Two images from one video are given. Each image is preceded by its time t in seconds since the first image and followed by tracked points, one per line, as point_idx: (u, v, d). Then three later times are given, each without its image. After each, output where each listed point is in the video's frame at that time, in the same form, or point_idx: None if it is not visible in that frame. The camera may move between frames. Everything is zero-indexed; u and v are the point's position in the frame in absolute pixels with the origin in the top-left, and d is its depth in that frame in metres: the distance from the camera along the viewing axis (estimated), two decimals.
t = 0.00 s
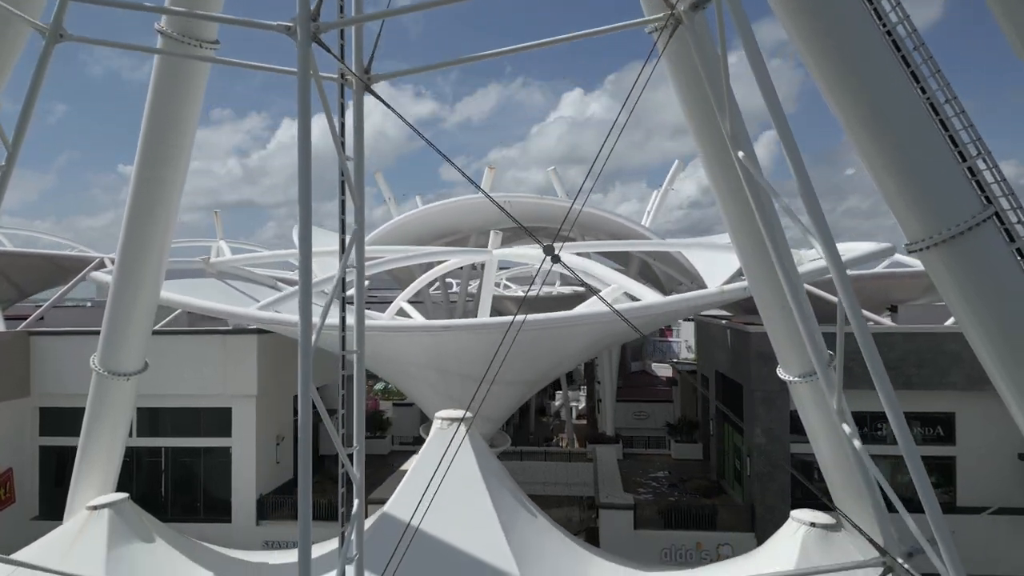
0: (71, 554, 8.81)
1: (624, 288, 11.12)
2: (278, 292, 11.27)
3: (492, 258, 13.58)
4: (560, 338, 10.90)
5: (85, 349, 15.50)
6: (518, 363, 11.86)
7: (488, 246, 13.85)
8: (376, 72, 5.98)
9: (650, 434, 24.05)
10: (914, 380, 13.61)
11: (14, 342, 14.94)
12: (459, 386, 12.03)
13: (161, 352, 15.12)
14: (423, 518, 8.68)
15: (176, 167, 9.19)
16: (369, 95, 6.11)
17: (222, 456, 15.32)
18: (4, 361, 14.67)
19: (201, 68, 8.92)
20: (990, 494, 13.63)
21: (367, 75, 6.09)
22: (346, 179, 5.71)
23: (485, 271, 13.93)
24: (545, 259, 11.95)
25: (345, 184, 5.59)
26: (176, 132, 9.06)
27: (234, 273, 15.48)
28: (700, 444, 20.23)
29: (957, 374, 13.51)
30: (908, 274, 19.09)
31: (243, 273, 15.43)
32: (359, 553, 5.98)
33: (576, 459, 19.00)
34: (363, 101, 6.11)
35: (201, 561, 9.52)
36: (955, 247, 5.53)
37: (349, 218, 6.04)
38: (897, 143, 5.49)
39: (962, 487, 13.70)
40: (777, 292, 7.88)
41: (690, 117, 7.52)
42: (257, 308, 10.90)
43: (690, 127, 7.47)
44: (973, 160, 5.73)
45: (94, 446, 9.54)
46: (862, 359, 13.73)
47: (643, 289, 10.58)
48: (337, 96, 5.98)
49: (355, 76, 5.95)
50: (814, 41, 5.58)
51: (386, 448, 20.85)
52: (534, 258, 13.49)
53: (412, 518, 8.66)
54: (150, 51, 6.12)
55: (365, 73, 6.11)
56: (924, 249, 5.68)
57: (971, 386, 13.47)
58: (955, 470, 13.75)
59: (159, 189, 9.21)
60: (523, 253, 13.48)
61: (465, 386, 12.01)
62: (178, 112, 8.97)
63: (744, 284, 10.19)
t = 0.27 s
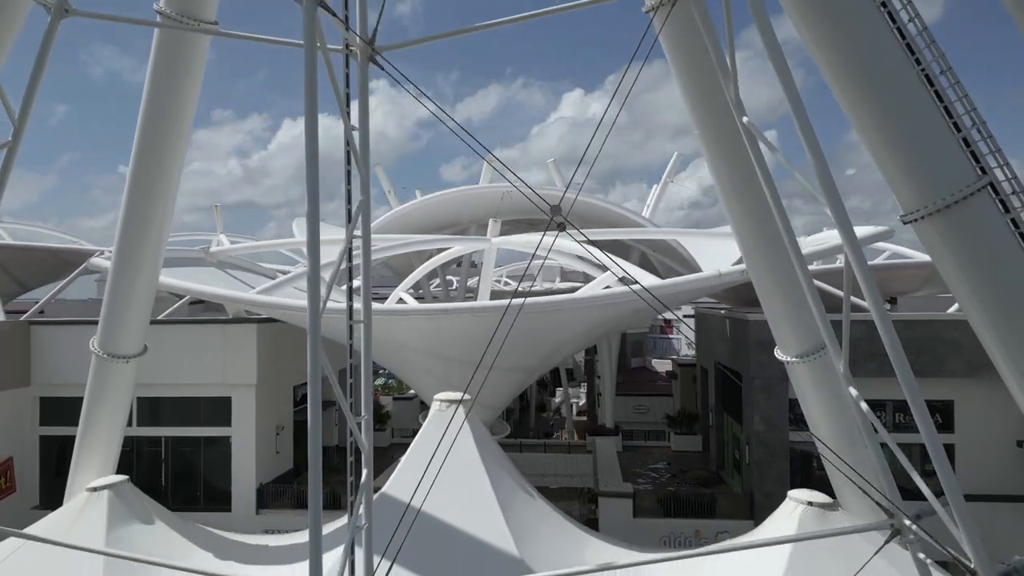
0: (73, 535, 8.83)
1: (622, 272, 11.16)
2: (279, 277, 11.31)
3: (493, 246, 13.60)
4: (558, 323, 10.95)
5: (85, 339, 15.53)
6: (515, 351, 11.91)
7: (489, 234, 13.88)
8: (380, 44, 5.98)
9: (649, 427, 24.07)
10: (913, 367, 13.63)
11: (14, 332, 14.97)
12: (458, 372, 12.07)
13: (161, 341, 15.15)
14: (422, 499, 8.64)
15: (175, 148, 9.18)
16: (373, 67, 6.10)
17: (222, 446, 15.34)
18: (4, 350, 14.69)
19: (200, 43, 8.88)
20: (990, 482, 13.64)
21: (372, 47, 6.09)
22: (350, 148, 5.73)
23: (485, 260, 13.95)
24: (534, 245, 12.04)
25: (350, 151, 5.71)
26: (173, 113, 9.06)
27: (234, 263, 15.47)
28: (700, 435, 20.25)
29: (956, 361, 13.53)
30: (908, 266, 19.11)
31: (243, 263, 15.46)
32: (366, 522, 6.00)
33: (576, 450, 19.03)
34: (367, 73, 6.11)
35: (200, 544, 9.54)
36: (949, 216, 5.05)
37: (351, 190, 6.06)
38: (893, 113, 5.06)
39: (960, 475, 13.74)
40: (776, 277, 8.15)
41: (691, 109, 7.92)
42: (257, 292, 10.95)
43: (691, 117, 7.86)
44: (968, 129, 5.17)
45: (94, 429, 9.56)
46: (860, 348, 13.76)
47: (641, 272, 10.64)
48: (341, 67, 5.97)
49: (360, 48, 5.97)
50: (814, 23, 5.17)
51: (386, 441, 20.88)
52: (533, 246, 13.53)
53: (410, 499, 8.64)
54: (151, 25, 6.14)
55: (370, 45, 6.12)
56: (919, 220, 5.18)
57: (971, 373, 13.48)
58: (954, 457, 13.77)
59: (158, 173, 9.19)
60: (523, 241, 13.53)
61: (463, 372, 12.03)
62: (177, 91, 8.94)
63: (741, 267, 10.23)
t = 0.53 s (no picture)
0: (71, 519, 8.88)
1: (619, 257, 11.22)
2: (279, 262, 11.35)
3: (491, 234, 13.62)
4: (556, 307, 11.00)
5: (85, 330, 15.58)
6: (513, 337, 11.97)
7: (487, 222, 13.91)
8: (382, 15, 5.99)
9: (649, 420, 24.07)
10: (910, 355, 13.65)
11: (15, 322, 15.02)
12: (456, 358, 12.11)
13: (162, 330, 15.21)
14: (420, 478, 8.64)
15: (173, 131, 9.14)
16: (375, 40, 6.11)
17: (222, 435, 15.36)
18: (4, 340, 14.74)
19: (200, 17, 8.63)
20: (987, 468, 13.67)
21: (374, 19, 6.10)
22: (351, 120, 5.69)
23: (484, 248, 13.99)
24: (523, 232, 12.15)
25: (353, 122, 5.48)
26: (172, 93, 8.92)
27: (234, 253, 15.50)
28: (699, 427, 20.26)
29: (954, 348, 13.54)
30: (906, 256, 19.13)
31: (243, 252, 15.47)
32: (374, 489, 5.99)
33: (575, 442, 19.03)
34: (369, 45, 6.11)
35: (200, 527, 9.57)
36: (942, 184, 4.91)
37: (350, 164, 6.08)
38: (896, 98, 4.90)
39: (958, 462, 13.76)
40: (777, 269, 8.18)
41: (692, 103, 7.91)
42: (257, 277, 10.99)
43: (692, 109, 7.84)
44: (963, 101, 4.99)
45: (93, 414, 9.60)
46: (858, 335, 13.77)
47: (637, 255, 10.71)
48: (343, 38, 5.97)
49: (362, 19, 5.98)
50: (817, 16, 5.06)
51: (385, 433, 20.91)
52: (531, 233, 13.57)
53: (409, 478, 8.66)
54: None
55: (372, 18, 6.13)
56: (913, 189, 5.06)
57: (969, 360, 13.49)
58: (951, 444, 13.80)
59: (156, 158, 9.20)
60: (522, 228, 13.57)
61: (461, 358, 12.07)
62: (175, 73, 8.83)
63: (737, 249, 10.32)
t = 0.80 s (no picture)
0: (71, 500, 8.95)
1: (615, 240, 11.28)
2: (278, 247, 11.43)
3: (489, 222, 13.67)
4: (552, 291, 11.05)
5: (86, 320, 15.64)
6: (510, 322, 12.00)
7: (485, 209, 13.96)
8: None
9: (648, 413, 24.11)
10: (907, 343, 13.69)
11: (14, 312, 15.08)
12: (453, 344, 12.15)
13: (162, 319, 15.26)
14: (418, 458, 8.68)
15: (172, 114, 9.18)
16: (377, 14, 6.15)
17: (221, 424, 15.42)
18: (4, 329, 14.80)
19: None
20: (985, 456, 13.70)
21: None
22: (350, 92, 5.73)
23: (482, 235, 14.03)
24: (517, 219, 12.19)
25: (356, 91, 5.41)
26: (170, 78, 8.96)
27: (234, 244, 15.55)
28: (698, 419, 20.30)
29: (951, 336, 13.59)
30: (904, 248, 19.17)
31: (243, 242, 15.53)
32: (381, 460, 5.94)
33: (574, 433, 19.06)
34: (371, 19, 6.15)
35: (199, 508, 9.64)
36: (933, 157, 4.90)
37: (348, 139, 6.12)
38: (894, 82, 4.89)
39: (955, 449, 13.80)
40: (776, 258, 8.22)
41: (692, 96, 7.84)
42: (256, 261, 11.06)
43: (691, 99, 7.79)
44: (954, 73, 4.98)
45: (92, 397, 9.67)
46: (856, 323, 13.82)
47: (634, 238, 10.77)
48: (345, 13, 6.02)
49: None
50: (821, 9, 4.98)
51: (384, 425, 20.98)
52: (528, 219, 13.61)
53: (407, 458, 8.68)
54: None
55: None
56: (904, 162, 5.04)
57: (967, 348, 13.52)
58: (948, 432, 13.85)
59: (155, 140, 9.24)
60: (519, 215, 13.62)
61: (458, 343, 12.10)
62: (174, 56, 8.86)
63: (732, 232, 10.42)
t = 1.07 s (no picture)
0: (69, 479, 8.99)
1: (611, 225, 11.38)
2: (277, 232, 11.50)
3: (488, 210, 13.72)
4: (550, 277, 11.12)
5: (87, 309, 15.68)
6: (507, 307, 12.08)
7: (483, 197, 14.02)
8: None
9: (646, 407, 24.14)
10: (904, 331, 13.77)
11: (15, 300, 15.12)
12: (450, 329, 12.20)
13: (162, 308, 15.32)
14: (415, 437, 8.75)
15: (171, 96, 9.23)
16: None
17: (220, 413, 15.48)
18: (5, 318, 14.84)
19: None
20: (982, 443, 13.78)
21: None
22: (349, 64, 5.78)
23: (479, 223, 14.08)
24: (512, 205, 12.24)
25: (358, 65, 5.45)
26: (171, 60, 9.01)
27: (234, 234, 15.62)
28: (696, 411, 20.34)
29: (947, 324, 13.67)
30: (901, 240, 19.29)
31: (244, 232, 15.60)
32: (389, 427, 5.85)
33: (573, 425, 19.09)
34: None
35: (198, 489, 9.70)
36: (924, 127, 4.94)
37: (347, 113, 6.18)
38: (887, 57, 4.95)
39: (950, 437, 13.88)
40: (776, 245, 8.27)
41: (693, 93, 7.88)
42: (255, 246, 11.14)
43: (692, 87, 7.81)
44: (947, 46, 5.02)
45: (92, 380, 9.74)
46: (852, 311, 13.90)
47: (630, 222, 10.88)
48: None
49: None
50: None
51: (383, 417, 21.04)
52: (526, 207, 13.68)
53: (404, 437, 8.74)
54: None
55: None
56: (896, 133, 5.09)
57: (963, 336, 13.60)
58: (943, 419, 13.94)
59: (154, 123, 9.30)
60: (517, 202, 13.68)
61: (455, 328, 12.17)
62: (174, 38, 8.91)
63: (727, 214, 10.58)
